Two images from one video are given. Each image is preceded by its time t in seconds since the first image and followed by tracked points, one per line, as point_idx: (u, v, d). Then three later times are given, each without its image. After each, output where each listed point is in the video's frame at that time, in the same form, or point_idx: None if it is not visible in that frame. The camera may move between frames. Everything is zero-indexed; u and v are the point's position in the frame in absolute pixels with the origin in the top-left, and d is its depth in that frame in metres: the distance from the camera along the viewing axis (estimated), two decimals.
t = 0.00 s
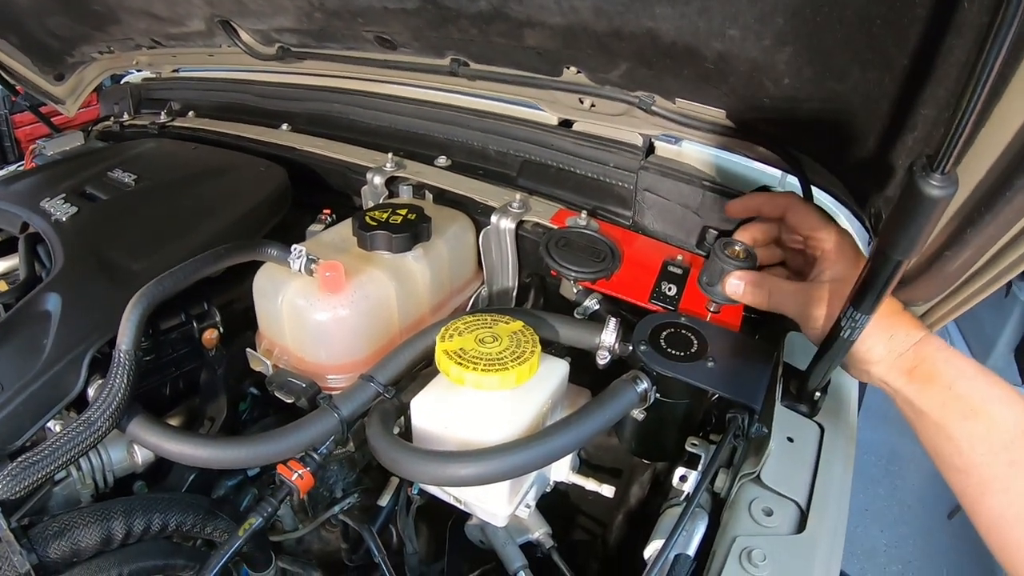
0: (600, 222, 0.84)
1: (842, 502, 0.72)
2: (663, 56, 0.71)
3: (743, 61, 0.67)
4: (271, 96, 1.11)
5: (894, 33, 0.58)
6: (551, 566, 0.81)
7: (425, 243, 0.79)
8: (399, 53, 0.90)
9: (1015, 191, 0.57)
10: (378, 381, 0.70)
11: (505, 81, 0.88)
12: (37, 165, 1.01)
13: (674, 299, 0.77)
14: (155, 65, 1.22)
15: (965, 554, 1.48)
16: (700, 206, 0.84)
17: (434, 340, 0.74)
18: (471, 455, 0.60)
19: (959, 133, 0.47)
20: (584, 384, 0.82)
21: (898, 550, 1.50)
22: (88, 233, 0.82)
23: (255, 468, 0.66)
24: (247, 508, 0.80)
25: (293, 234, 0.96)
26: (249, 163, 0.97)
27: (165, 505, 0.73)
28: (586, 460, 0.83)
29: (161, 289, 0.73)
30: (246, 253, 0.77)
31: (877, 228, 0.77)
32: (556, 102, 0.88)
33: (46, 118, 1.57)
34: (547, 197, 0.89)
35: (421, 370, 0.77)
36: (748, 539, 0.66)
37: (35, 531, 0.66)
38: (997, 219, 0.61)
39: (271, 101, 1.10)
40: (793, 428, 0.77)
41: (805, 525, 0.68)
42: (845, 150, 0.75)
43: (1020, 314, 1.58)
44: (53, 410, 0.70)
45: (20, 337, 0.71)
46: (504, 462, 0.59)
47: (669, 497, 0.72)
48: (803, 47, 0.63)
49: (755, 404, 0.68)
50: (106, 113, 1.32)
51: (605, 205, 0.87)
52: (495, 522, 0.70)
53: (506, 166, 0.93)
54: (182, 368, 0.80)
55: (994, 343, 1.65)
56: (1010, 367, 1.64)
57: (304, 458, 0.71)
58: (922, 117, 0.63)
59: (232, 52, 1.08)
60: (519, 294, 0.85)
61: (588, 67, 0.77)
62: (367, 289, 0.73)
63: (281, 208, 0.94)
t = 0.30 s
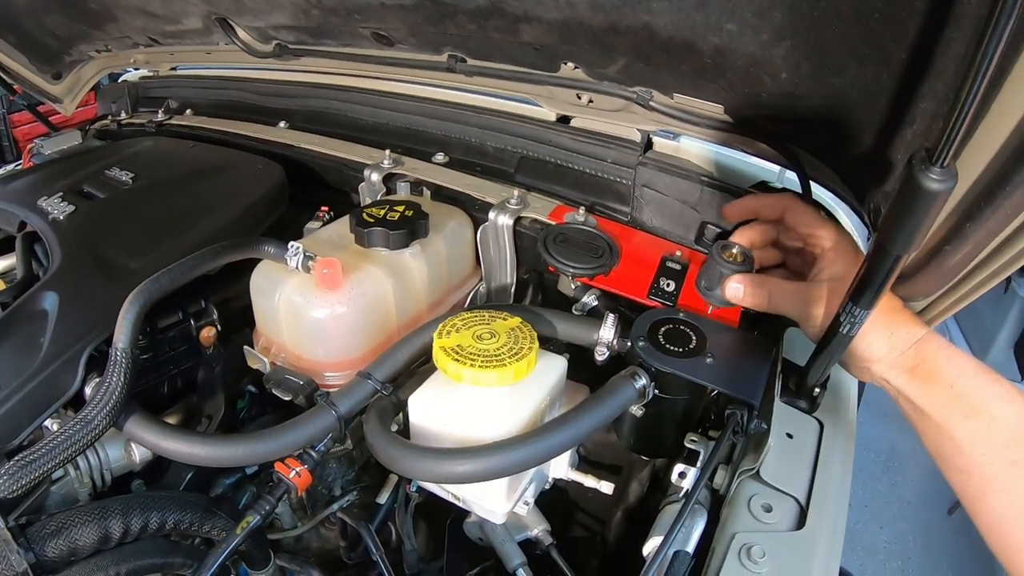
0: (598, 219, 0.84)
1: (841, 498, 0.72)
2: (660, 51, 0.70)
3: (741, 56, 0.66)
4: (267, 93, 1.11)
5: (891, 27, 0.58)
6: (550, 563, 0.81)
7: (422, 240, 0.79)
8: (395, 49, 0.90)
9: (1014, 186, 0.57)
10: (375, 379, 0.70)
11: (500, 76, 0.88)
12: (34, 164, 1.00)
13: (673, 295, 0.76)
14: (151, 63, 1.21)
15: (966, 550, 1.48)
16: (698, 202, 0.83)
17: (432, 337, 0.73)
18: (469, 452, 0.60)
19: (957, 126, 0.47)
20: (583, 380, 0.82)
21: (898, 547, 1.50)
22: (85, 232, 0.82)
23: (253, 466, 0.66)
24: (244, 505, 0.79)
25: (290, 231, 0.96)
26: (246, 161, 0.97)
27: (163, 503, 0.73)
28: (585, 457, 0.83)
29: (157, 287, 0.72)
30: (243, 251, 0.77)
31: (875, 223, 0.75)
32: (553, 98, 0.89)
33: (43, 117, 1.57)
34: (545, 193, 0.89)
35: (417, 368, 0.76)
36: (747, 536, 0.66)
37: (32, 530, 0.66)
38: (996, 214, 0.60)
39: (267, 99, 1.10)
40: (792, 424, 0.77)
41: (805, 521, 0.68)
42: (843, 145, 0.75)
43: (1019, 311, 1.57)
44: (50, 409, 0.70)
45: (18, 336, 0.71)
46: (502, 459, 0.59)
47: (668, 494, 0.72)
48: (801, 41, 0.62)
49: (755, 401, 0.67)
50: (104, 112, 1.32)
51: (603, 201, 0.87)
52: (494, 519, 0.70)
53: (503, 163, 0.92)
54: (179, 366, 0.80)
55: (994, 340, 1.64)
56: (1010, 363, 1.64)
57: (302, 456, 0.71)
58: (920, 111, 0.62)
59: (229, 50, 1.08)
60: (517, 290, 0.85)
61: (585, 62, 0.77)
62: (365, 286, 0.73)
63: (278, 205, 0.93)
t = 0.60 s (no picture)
0: (593, 221, 0.85)
1: (833, 498, 0.73)
2: (652, 55, 0.71)
3: (731, 60, 0.67)
4: (264, 96, 1.11)
5: (879, 31, 0.58)
6: (547, 563, 0.82)
7: (418, 243, 0.80)
8: (391, 53, 0.91)
9: (1001, 189, 0.58)
10: (371, 381, 0.70)
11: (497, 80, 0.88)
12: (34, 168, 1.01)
13: (665, 296, 0.77)
14: (149, 66, 1.22)
15: (963, 549, 1.49)
16: (691, 204, 0.83)
17: (427, 340, 0.74)
18: (464, 453, 0.61)
19: (940, 133, 0.47)
20: (578, 382, 0.83)
21: (896, 545, 1.51)
22: (84, 236, 0.83)
23: (252, 468, 0.67)
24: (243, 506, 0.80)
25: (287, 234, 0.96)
26: (243, 164, 0.98)
27: (162, 504, 0.74)
28: (580, 458, 0.83)
29: (155, 291, 0.73)
30: (241, 255, 0.77)
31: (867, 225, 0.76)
32: (547, 102, 0.89)
33: (42, 121, 1.58)
34: (540, 196, 0.90)
35: (414, 370, 0.77)
36: (739, 536, 0.67)
37: (34, 532, 0.67)
38: (984, 217, 0.61)
39: (264, 102, 1.11)
40: (785, 424, 0.78)
41: (796, 522, 0.69)
42: (834, 148, 0.75)
43: (1016, 309, 1.58)
44: (51, 412, 0.71)
45: (18, 340, 0.72)
46: (496, 459, 0.60)
47: (661, 494, 0.73)
48: (791, 45, 0.63)
49: (745, 402, 0.68)
50: (102, 115, 1.32)
51: (597, 203, 0.88)
52: (489, 519, 0.71)
53: (499, 165, 0.93)
54: (178, 369, 0.80)
55: (992, 339, 1.65)
56: (1007, 362, 1.64)
57: (299, 458, 0.72)
58: (909, 114, 0.63)
59: (226, 54, 1.08)
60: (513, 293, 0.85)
61: (579, 66, 0.78)
62: (361, 289, 0.74)
63: (276, 208, 0.94)
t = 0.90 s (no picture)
0: (583, 225, 0.86)
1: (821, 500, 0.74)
2: (640, 62, 0.72)
3: (718, 67, 0.68)
4: (258, 102, 1.12)
5: (861, 39, 0.59)
6: (540, 564, 0.83)
7: (410, 249, 0.81)
8: (383, 60, 0.92)
9: (982, 196, 0.59)
10: (365, 385, 0.71)
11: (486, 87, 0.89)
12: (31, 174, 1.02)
13: (654, 300, 0.78)
14: (144, 71, 1.23)
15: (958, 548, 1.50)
16: (681, 208, 0.84)
17: (419, 344, 0.75)
18: (456, 456, 0.61)
19: (917, 142, 0.48)
20: (570, 385, 0.84)
21: (893, 545, 1.52)
22: (80, 242, 0.84)
23: (247, 471, 0.68)
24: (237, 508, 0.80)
25: (281, 240, 0.97)
26: (238, 170, 0.99)
27: (159, 507, 0.75)
28: (572, 459, 0.84)
29: (151, 297, 0.74)
30: (235, 261, 0.78)
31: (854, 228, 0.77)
32: (538, 107, 0.91)
33: (38, 126, 1.58)
34: (532, 201, 0.90)
35: (406, 374, 0.78)
36: (727, 536, 0.68)
37: (33, 535, 0.68)
38: (967, 223, 0.62)
39: (258, 108, 1.11)
40: (775, 427, 0.79)
41: (784, 522, 0.70)
42: (821, 153, 0.76)
43: (1010, 309, 1.58)
44: (50, 417, 0.71)
45: (15, 346, 0.72)
46: (486, 462, 0.61)
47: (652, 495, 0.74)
48: (775, 53, 0.64)
49: (735, 405, 0.69)
50: (98, 120, 1.33)
51: (589, 209, 0.89)
52: (482, 520, 0.72)
53: (491, 171, 0.94)
54: (174, 374, 0.81)
55: (986, 338, 1.66)
56: (1001, 361, 1.65)
57: (294, 461, 0.73)
58: (892, 120, 0.64)
59: (220, 59, 1.09)
60: (504, 297, 0.87)
61: (568, 72, 0.79)
62: (354, 294, 0.75)
63: (270, 214, 0.95)
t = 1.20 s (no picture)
0: (571, 228, 0.86)
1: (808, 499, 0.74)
2: (622, 66, 0.72)
3: (699, 70, 0.68)
4: (249, 108, 1.13)
5: (838, 41, 0.60)
6: (530, 566, 0.83)
7: (398, 253, 0.81)
8: (371, 65, 0.92)
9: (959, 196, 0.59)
10: (353, 390, 0.72)
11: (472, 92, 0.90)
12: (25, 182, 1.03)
13: (641, 302, 0.79)
14: (137, 78, 1.24)
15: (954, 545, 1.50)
16: (668, 210, 0.84)
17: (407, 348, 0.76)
18: (441, 459, 0.62)
19: (889, 144, 0.49)
20: (558, 387, 0.84)
21: (889, 543, 1.52)
22: (72, 249, 0.84)
23: (236, 475, 0.68)
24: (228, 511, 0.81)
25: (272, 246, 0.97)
26: (229, 176, 1.00)
27: (151, 512, 0.76)
28: (562, 461, 0.85)
29: (141, 304, 0.75)
30: (224, 268, 0.79)
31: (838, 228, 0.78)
32: (525, 111, 0.92)
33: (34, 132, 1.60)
34: (521, 205, 0.91)
35: (396, 377, 0.78)
36: (713, 536, 0.68)
37: (26, 539, 0.69)
38: (945, 222, 0.63)
39: (249, 114, 1.12)
40: (763, 427, 0.79)
41: (771, 522, 0.70)
42: (804, 154, 0.77)
43: (1004, 305, 1.59)
44: (42, 423, 0.72)
45: (8, 353, 0.73)
46: (471, 464, 0.61)
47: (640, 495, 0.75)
48: (754, 55, 0.64)
49: (721, 407, 0.69)
50: (92, 127, 1.34)
51: (576, 211, 0.90)
52: (469, 522, 0.72)
53: (479, 175, 0.95)
54: (166, 380, 0.82)
55: (980, 335, 1.66)
56: (995, 358, 1.66)
57: (284, 464, 0.74)
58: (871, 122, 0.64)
59: (211, 66, 1.10)
60: (493, 301, 0.88)
61: (553, 77, 0.79)
62: (342, 299, 0.75)
63: (261, 219, 0.96)
